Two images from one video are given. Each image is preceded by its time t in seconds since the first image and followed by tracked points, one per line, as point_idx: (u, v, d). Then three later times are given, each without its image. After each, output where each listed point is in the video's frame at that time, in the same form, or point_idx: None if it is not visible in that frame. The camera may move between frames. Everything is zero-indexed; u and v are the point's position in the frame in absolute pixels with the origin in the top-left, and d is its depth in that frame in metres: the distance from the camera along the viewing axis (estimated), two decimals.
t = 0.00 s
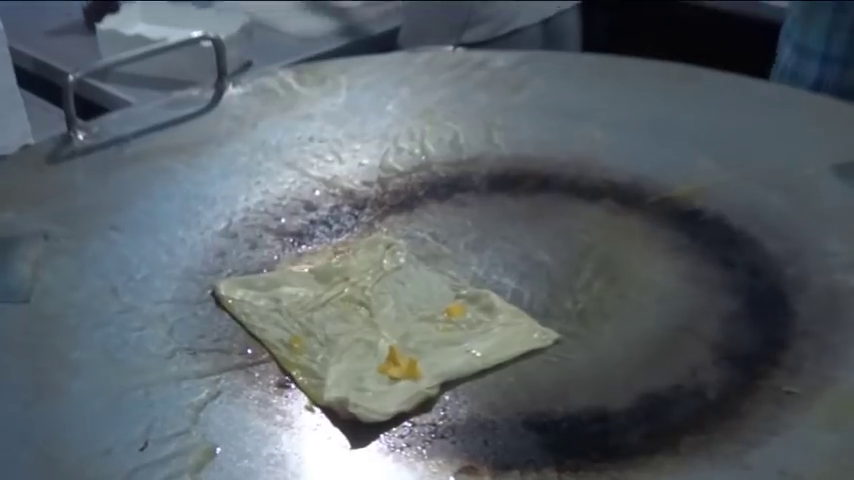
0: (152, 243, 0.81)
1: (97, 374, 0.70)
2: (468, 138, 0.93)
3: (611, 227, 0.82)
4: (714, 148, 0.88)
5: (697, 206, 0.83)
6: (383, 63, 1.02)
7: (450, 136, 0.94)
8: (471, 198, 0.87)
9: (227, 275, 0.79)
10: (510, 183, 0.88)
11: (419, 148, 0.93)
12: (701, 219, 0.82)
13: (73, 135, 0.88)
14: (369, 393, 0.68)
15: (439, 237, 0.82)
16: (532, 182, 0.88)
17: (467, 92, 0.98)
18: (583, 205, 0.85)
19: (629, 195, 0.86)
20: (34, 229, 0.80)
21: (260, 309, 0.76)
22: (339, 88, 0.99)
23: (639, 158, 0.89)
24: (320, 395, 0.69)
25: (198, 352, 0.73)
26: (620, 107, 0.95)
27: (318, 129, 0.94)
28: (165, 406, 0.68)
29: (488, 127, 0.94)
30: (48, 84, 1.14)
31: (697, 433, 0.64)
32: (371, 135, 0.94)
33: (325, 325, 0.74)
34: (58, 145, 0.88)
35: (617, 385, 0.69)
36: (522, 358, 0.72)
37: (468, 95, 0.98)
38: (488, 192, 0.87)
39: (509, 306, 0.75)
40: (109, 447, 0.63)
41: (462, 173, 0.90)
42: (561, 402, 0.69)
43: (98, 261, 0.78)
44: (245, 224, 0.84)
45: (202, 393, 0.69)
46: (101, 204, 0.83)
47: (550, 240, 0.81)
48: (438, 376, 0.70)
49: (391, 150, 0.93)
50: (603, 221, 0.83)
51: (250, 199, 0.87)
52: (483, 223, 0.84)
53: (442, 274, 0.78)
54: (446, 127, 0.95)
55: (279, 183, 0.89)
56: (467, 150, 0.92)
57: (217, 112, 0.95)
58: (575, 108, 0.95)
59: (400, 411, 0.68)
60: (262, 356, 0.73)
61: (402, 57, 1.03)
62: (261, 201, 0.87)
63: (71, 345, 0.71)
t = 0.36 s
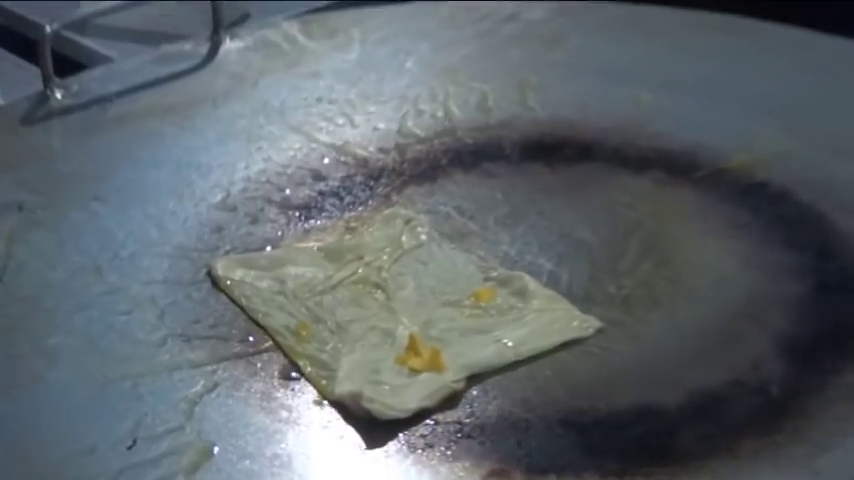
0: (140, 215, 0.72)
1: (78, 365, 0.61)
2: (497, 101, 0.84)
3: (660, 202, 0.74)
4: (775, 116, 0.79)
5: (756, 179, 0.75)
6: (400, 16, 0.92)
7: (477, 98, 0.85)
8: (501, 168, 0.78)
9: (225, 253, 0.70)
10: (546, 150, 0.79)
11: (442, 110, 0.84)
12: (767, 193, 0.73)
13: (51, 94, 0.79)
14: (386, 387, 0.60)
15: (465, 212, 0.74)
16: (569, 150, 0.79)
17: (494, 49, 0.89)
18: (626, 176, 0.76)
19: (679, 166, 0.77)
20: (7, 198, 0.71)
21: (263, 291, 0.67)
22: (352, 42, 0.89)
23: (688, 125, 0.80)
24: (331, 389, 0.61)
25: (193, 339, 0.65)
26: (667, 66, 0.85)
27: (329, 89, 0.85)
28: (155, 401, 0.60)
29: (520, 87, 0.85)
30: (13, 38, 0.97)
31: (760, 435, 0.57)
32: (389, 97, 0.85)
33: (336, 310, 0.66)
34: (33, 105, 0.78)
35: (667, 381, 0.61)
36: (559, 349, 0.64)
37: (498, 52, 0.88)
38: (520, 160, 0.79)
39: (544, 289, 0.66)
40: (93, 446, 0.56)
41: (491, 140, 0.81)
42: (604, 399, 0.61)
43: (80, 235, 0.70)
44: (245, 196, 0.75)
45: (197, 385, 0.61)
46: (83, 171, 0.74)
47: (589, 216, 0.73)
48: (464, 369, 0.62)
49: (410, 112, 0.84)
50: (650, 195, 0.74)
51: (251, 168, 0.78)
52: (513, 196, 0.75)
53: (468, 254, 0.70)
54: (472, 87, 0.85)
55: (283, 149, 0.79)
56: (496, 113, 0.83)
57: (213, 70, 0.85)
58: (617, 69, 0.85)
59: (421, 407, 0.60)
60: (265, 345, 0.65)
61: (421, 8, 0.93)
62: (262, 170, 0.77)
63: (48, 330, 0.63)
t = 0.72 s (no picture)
0: (126, 195, 0.64)
1: (55, 366, 0.54)
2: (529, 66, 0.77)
3: (714, 182, 0.65)
4: (841, 91, 0.73)
5: (823, 155, 0.67)
6: None
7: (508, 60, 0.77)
8: (534, 141, 0.70)
9: (222, 239, 0.62)
10: (586, 122, 0.71)
11: (467, 76, 0.75)
12: (838, 171, 0.65)
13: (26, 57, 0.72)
14: (405, 391, 0.53)
15: (493, 194, 0.66)
16: (612, 122, 0.71)
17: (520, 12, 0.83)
18: (676, 153, 0.68)
19: (736, 140, 0.69)
20: None
21: (264, 283, 0.59)
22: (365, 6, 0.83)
23: (741, 98, 0.73)
24: (342, 394, 0.53)
25: (185, 338, 0.57)
26: (713, 43, 0.79)
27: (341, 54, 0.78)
28: (143, 407, 0.53)
29: (554, 54, 0.78)
30: None
31: (836, 448, 0.49)
32: (406, 60, 0.77)
33: (347, 305, 0.58)
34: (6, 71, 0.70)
35: (724, 386, 0.54)
36: (601, 349, 0.56)
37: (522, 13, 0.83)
38: (557, 133, 0.70)
39: (583, 282, 0.58)
40: (74, 457, 0.49)
41: (524, 110, 0.72)
42: (652, 406, 0.53)
43: (58, 218, 0.62)
44: (243, 174, 0.67)
45: (191, 389, 0.54)
46: (63, 146, 0.66)
47: (631, 199, 0.65)
48: (494, 371, 0.54)
49: (431, 76, 0.76)
50: (704, 174, 0.66)
51: (249, 141, 0.69)
52: (548, 175, 0.67)
53: (497, 241, 0.62)
54: (501, 48, 0.79)
55: (286, 120, 0.71)
56: (530, 81, 0.75)
57: (202, 32, 0.78)
58: (660, 42, 0.79)
59: (444, 415, 0.52)
60: (268, 344, 0.57)
61: None
62: (263, 144, 0.69)
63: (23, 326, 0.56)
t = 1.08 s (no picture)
0: (91, 177, 0.57)
1: (8, 373, 0.47)
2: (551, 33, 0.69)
3: (757, 165, 0.58)
4: None
5: None
6: None
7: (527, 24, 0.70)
8: (553, 118, 0.62)
9: (199, 228, 0.55)
10: (615, 97, 0.64)
11: (478, 44, 0.68)
12: None
13: None
14: (407, 402, 0.46)
15: (507, 177, 0.58)
16: (645, 98, 0.64)
17: None
18: (717, 132, 0.61)
19: (785, 117, 0.62)
20: None
21: (247, 279, 0.52)
22: None
23: (787, 69, 0.65)
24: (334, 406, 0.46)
25: (158, 340, 0.50)
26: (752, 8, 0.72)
27: (337, 18, 0.70)
28: (108, 420, 0.46)
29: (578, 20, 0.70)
30: None
31: None
32: (409, 25, 0.70)
33: (343, 304, 0.51)
34: None
35: (772, 397, 0.47)
36: (630, 354, 0.49)
37: None
38: (580, 109, 0.63)
39: (609, 278, 0.51)
40: (34, 473, 0.43)
41: (543, 82, 0.65)
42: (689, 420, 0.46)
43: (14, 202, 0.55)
44: (224, 154, 0.60)
45: (164, 399, 0.47)
46: (21, 122, 0.59)
47: (660, 184, 0.58)
48: (508, 379, 0.47)
49: (438, 43, 0.68)
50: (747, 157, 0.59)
51: (230, 117, 0.62)
52: (569, 157, 0.60)
53: (512, 231, 0.55)
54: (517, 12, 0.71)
55: (271, 92, 0.64)
56: (549, 48, 0.68)
57: None
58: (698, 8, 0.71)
59: (451, 428, 0.45)
60: (252, 347, 0.50)
61: None
62: (246, 120, 0.62)
63: None
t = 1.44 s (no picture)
0: (35, 166, 0.51)
1: None
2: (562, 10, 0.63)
3: (795, 155, 0.53)
4: None
5: None
6: None
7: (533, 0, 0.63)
8: (563, 104, 0.56)
9: (159, 227, 0.48)
10: (637, 79, 0.58)
11: (478, 19, 0.62)
12: None
13: None
14: (397, 426, 0.39)
15: (511, 171, 0.52)
16: (671, 80, 0.58)
17: None
18: (754, 119, 0.55)
19: (829, 103, 0.56)
20: None
21: (215, 286, 0.45)
22: None
23: (829, 51, 0.59)
24: (314, 432, 0.40)
25: (111, 355, 0.43)
26: None
27: None
28: (54, 447, 0.39)
29: None
30: None
31: None
32: None
33: (323, 315, 0.44)
34: None
35: (814, 422, 0.41)
36: (651, 373, 0.43)
37: None
38: (596, 94, 0.57)
39: (626, 286, 0.45)
40: None
41: (551, 62, 0.59)
42: (721, 447, 0.40)
43: None
44: (188, 142, 0.53)
45: (118, 422, 0.41)
46: None
47: (681, 180, 0.52)
48: (512, 400, 0.41)
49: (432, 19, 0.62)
50: (784, 146, 0.53)
51: (195, 102, 0.55)
52: (582, 146, 0.54)
53: (517, 232, 0.48)
54: None
55: (241, 72, 0.57)
56: (560, 26, 0.61)
57: None
58: None
59: (446, 457, 0.39)
60: (219, 364, 0.43)
61: None
62: (213, 105, 0.55)
63: None
